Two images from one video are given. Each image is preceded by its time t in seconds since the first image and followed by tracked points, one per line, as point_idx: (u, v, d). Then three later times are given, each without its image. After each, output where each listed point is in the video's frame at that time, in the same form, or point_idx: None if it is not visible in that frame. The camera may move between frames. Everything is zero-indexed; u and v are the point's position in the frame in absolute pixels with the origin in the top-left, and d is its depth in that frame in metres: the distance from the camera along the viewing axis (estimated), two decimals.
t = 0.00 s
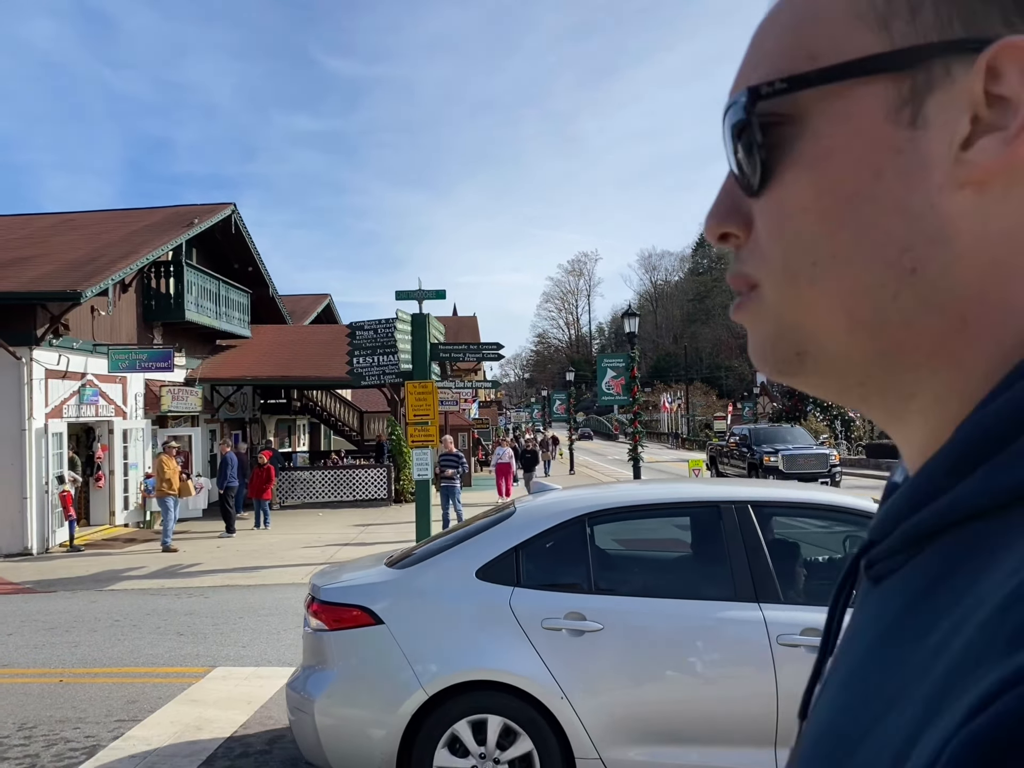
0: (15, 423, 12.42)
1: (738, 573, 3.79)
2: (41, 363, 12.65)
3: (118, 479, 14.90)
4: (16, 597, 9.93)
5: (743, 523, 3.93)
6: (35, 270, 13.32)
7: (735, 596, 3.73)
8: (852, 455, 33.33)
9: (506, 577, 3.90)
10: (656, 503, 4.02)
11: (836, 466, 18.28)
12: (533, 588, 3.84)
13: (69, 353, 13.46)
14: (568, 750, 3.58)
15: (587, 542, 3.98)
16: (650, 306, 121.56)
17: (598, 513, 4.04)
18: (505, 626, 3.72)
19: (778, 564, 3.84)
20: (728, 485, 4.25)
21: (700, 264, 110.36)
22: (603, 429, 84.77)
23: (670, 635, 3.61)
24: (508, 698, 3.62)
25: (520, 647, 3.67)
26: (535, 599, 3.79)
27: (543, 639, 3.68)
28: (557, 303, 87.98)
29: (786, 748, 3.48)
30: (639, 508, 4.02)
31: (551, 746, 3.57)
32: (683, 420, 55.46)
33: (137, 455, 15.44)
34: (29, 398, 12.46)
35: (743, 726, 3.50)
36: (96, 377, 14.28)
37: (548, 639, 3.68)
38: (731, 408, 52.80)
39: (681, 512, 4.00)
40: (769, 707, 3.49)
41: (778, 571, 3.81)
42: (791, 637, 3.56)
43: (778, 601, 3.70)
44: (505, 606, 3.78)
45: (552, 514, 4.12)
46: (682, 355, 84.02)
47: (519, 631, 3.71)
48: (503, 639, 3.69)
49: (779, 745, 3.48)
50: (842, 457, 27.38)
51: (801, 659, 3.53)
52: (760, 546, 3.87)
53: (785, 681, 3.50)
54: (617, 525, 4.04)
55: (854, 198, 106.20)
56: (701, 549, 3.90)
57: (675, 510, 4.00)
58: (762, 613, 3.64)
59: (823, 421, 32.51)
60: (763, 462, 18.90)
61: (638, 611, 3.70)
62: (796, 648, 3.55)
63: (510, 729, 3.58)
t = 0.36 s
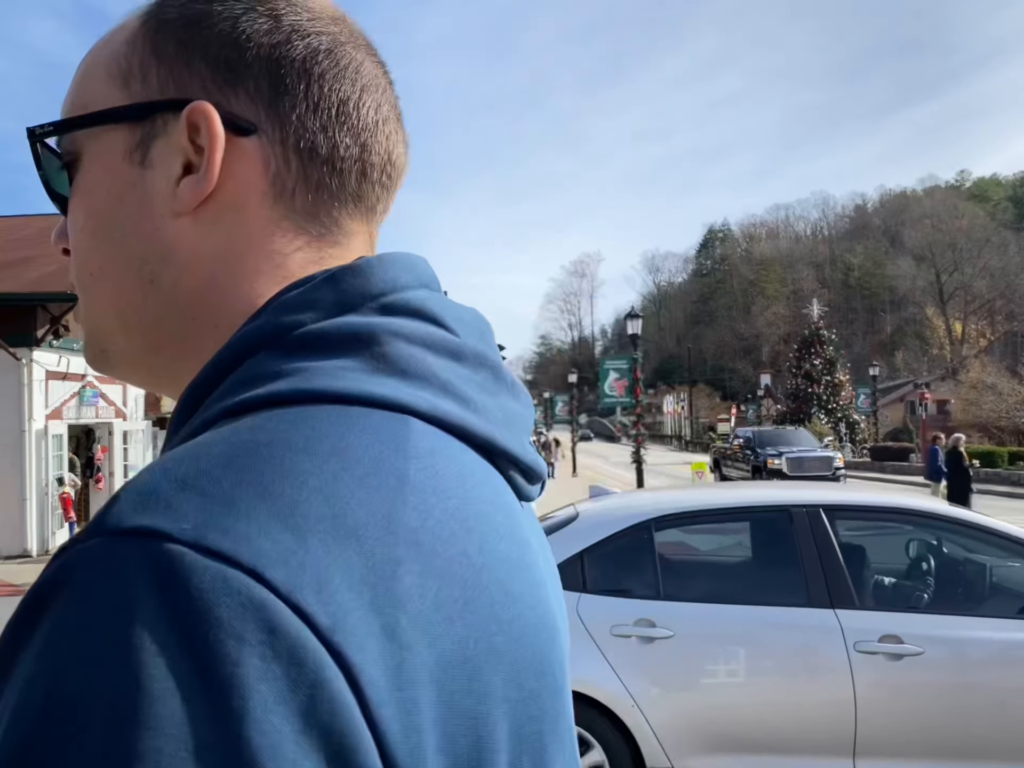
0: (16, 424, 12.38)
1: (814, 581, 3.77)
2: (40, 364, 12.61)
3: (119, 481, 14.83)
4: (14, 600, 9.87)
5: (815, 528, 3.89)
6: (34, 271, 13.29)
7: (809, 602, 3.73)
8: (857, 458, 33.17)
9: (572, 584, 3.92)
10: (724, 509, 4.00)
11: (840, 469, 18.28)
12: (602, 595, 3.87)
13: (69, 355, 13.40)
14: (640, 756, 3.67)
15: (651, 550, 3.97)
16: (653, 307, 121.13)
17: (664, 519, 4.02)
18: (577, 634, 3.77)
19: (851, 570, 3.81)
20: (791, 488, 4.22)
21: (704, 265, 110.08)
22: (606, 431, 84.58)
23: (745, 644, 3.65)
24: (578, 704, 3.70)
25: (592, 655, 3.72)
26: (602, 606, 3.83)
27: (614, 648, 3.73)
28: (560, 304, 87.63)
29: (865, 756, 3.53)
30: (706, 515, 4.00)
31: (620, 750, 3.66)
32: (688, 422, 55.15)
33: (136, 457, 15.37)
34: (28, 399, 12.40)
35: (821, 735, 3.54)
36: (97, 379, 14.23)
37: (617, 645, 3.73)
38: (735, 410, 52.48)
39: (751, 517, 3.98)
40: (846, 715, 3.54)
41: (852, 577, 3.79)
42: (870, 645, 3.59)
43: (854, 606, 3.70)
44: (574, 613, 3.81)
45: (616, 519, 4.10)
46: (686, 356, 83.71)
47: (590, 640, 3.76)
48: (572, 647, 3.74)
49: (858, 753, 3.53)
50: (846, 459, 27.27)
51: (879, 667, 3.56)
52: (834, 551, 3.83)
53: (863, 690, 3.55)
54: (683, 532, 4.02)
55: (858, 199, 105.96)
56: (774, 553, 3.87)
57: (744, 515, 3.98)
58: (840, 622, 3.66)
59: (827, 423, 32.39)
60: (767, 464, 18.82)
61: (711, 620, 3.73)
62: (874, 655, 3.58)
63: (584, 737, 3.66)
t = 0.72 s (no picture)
0: (18, 424, 12.44)
1: (902, 582, 3.57)
2: (43, 364, 12.66)
3: (121, 481, 14.90)
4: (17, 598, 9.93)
5: (901, 528, 3.70)
6: (37, 271, 13.36)
7: (897, 603, 3.53)
8: (855, 458, 33.23)
9: (650, 585, 3.70)
10: (802, 509, 3.80)
11: (839, 469, 18.33)
12: (680, 595, 3.65)
13: (71, 354, 13.45)
14: (723, 756, 3.44)
15: (733, 550, 3.76)
16: (653, 308, 121.27)
17: (743, 519, 3.80)
18: (653, 634, 3.55)
19: (940, 571, 3.62)
20: (872, 487, 4.02)
21: (703, 265, 110.28)
22: (605, 431, 84.79)
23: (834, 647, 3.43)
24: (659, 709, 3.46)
25: (671, 657, 3.50)
26: (682, 607, 3.61)
27: (694, 650, 3.50)
28: (560, 305, 87.86)
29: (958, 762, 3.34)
30: (788, 514, 3.80)
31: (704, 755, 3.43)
32: (687, 423, 55.31)
33: (138, 457, 15.41)
34: (31, 400, 12.45)
35: (910, 739, 3.36)
36: (99, 379, 14.28)
37: (699, 648, 3.50)
38: (733, 410, 52.59)
39: (834, 516, 3.79)
40: (939, 719, 3.34)
41: (941, 577, 3.60)
42: (963, 648, 3.36)
43: (944, 608, 3.49)
44: (653, 614, 3.60)
45: (693, 518, 3.89)
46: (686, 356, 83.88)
47: (669, 640, 3.54)
48: (652, 648, 3.53)
49: (951, 759, 3.34)
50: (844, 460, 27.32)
51: (973, 672, 3.33)
52: (922, 552, 3.63)
53: (956, 694, 3.33)
54: (765, 531, 3.81)
55: (857, 200, 106.13)
56: (859, 555, 3.69)
57: (824, 515, 3.79)
58: (930, 623, 3.45)
59: (825, 423, 32.47)
60: (766, 464, 18.84)
61: (798, 621, 3.51)
62: (968, 658, 3.35)
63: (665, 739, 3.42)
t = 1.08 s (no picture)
0: (16, 422, 12.43)
1: None
2: (41, 362, 12.66)
3: (119, 479, 14.91)
4: (16, 596, 9.93)
5: None
6: (35, 269, 13.35)
7: None
8: (853, 457, 33.25)
9: (764, 589, 3.62)
10: (915, 509, 3.67)
11: (837, 468, 18.35)
12: (796, 601, 3.56)
13: (69, 352, 13.44)
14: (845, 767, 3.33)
15: (850, 554, 3.65)
16: (652, 307, 121.30)
17: (862, 521, 3.68)
18: (769, 639, 3.47)
19: None
20: (995, 487, 3.84)
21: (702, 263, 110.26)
22: (603, 429, 84.86)
23: (963, 654, 3.30)
24: (776, 717, 3.37)
25: (789, 663, 3.42)
26: (799, 612, 3.51)
27: (813, 655, 3.42)
28: (558, 304, 87.94)
29: None
30: (907, 516, 3.66)
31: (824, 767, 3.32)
32: (684, 421, 55.34)
33: (136, 454, 15.44)
34: (29, 398, 12.45)
35: None
36: (97, 377, 14.28)
37: (819, 654, 3.41)
38: (731, 408, 52.64)
39: (957, 518, 3.63)
40: None
41: None
42: None
43: None
44: (769, 619, 3.51)
45: (805, 520, 3.79)
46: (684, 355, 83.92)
47: (786, 646, 3.46)
48: (770, 654, 3.45)
49: None
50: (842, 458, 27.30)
51: None
52: None
53: None
54: (883, 533, 3.69)
55: (856, 199, 106.19)
56: (989, 560, 3.52)
57: (945, 516, 3.64)
58: None
59: (823, 422, 32.52)
60: (765, 462, 18.82)
61: (922, 627, 3.39)
62: None
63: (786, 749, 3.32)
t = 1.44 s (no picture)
0: (11, 418, 12.40)
1: None
2: (36, 357, 12.63)
3: (115, 474, 14.90)
4: (12, 592, 9.92)
5: None
6: (30, 265, 13.30)
7: None
8: (849, 453, 33.32)
9: (899, 585, 3.55)
10: None
11: (833, 464, 18.41)
12: (935, 597, 3.48)
13: (65, 348, 13.41)
14: None
15: (990, 549, 3.56)
16: (648, 303, 121.30)
17: (1003, 514, 3.59)
18: (910, 636, 3.40)
19: None
20: None
21: (698, 260, 110.25)
22: (598, 425, 84.96)
23: None
24: (914, 718, 3.31)
25: (931, 661, 3.35)
26: (941, 608, 3.44)
27: (956, 653, 3.35)
28: (555, 300, 87.95)
29: None
30: None
31: None
32: (680, 417, 55.41)
33: (132, 450, 15.43)
34: (24, 393, 12.42)
35: None
36: (93, 372, 14.26)
37: (964, 652, 3.34)
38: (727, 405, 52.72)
39: None
40: None
41: None
42: None
43: None
44: (908, 615, 3.45)
45: (939, 514, 3.71)
46: (681, 351, 83.98)
47: (928, 643, 3.39)
48: (912, 652, 3.38)
49: None
50: (838, 454, 27.37)
51: None
52: None
53: None
54: None
55: (851, 196, 106.28)
56: None
57: None
58: None
59: (819, 418, 32.59)
60: (761, 458, 18.86)
61: None
62: None
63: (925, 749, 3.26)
